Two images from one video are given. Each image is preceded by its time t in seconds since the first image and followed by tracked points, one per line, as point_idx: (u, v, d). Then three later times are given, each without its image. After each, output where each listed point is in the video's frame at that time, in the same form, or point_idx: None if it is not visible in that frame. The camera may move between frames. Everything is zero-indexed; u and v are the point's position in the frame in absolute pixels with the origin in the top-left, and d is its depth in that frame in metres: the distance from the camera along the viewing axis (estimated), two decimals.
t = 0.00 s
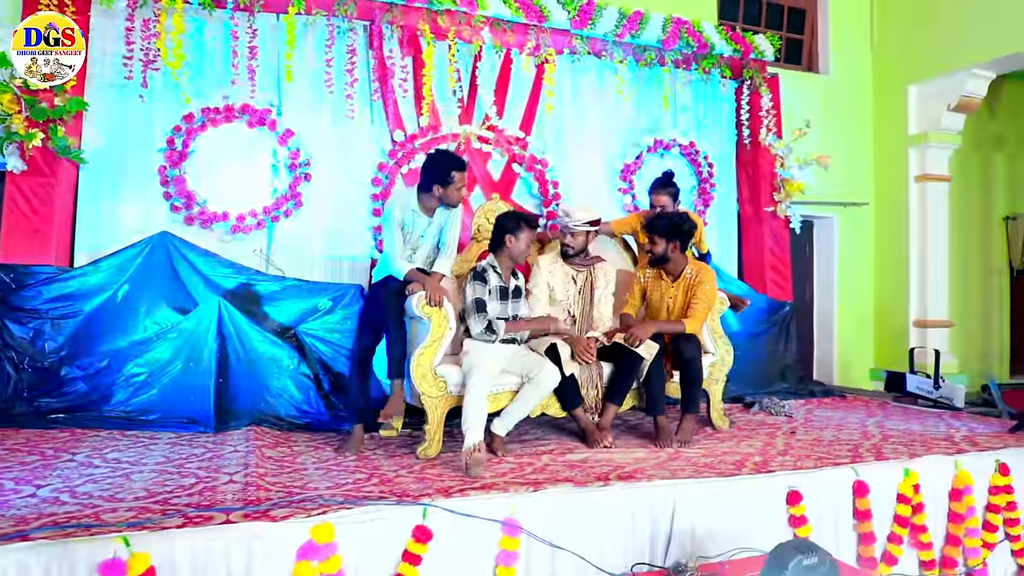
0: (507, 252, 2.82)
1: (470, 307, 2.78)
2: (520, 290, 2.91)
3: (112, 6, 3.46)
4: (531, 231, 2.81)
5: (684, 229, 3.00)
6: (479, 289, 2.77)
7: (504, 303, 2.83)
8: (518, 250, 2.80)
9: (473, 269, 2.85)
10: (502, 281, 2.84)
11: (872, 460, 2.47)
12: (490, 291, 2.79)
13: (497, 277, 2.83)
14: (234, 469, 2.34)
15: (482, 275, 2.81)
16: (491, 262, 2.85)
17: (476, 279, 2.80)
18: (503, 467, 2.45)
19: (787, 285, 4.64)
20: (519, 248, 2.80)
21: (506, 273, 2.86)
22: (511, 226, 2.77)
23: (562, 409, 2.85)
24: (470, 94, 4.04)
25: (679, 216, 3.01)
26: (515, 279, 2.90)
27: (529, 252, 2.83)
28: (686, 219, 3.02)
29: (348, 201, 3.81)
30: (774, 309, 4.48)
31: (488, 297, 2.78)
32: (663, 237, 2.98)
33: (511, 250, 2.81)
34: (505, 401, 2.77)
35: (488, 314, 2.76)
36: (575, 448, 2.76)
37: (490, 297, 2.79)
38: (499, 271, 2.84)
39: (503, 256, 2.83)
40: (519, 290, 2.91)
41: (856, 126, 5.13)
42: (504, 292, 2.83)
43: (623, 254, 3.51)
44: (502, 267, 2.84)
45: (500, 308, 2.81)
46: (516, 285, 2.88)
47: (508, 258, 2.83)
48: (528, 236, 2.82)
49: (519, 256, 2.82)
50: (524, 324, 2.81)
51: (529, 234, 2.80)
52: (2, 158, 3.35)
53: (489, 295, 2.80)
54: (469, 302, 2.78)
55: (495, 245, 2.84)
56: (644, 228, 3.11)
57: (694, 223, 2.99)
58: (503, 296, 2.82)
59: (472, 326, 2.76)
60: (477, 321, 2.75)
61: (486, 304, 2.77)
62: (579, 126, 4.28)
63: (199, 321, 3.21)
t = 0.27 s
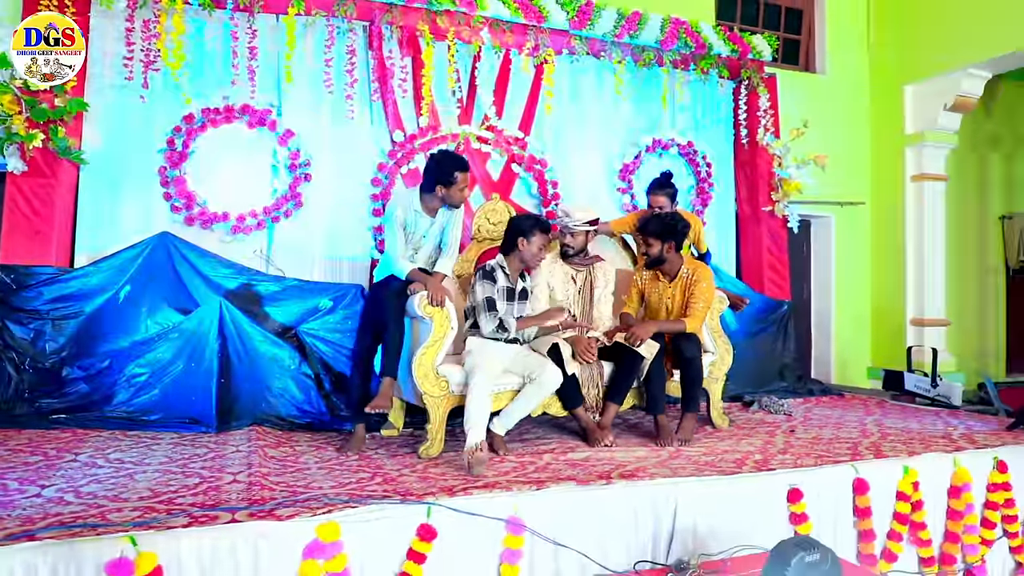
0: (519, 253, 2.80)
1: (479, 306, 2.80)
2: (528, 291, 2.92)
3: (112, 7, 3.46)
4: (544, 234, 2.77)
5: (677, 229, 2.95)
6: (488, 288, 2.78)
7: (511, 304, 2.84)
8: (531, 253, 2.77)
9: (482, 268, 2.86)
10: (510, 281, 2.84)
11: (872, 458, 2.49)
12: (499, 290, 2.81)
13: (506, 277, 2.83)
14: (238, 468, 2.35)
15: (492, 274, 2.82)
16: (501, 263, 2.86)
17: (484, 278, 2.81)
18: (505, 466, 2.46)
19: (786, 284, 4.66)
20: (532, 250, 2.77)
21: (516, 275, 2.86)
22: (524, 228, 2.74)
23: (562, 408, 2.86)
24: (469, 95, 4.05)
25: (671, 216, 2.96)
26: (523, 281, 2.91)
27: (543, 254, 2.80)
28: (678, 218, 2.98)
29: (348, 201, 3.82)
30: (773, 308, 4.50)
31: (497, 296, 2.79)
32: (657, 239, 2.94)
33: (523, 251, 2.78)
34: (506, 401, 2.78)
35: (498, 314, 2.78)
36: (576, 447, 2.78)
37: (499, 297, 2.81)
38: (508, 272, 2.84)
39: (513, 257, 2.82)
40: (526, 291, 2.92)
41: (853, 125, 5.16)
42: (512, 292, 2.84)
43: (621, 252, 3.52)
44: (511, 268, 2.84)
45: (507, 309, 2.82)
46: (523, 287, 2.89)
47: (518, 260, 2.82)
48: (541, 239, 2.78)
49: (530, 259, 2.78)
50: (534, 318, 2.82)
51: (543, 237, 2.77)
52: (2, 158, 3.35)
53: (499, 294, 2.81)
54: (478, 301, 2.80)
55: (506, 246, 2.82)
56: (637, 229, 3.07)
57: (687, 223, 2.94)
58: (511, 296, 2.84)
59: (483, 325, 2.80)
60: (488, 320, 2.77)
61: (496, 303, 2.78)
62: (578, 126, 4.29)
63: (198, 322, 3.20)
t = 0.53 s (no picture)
0: (524, 253, 2.77)
1: (481, 306, 2.80)
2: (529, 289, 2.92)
3: (109, 6, 3.45)
4: (548, 233, 2.75)
5: (665, 229, 2.92)
6: (491, 288, 2.78)
7: (512, 304, 2.83)
8: (536, 252, 2.75)
9: (483, 267, 2.84)
10: (513, 280, 2.84)
11: (870, 457, 2.50)
12: (502, 290, 2.81)
13: (508, 276, 2.82)
14: (236, 469, 2.34)
15: (494, 274, 2.81)
16: (502, 262, 2.84)
17: (487, 278, 2.81)
18: (504, 466, 2.46)
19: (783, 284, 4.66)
20: (536, 250, 2.74)
21: (518, 273, 2.85)
22: (528, 228, 2.72)
23: (561, 408, 2.86)
24: (467, 95, 4.05)
25: (659, 215, 2.92)
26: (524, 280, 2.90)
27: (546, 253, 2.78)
28: (666, 218, 2.94)
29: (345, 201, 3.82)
30: (771, 308, 4.51)
31: (500, 296, 2.80)
32: (648, 240, 2.92)
33: (528, 251, 2.76)
34: (503, 401, 2.78)
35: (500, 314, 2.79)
36: (574, 447, 2.78)
37: (502, 296, 2.81)
38: (510, 270, 2.82)
39: (517, 256, 2.80)
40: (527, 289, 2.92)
41: (850, 124, 5.16)
42: (514, 290, 2.84)
43: (621, 253, 3.47)
44: (514, 266, 2.83)
45: (508, 308, 2.81)
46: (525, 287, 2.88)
47: (521, 259, 2.80)
48: (544, 238, 2.76)
49: (535, 259, 2.76)
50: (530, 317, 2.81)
51: (546, 236, 2.75)
52: None
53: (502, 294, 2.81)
54: (481, 302, 2.80)
55: (509, 246, 2.81)
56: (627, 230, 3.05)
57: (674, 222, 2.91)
58: (513, 294, 2.84)
59: (487, 326, 2.80)
60: (491, 320, 2.79)
61: (499, 304, 2.79)
62: (575, 126, 4.29)
63: (196, 322, 3.17)
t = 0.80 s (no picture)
0: (514, 252, 2.75)
1: (467, 307, 2.75)
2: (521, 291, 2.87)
3: (99, 5, 3.42)
4: (536, 229, 2.74)
5: (655, 230, 2.80)
6: (478, 289, 2.73)
7: (505, 304, 2.79)
8: (526, 249, 2.73)
9: (474, 267, 2.81)
10: (504, 281, 2.78)
11: (866, 458, 2.48)
12: (491, 291, 2.75)
13: (498, 277, 2.78)
14: (225, 472, 2.32)
15: (483, 274, 2.77)
16: (495, 262, 2.79)
17: (476, 278, 2.76)
18: (496, 468, 2.44)
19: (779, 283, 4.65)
20: (526, 246, 2.72)
21: (509, 273, 2.81)
22: (518, 224, 2.70)
23: (554, 409, 2.84)
24: (461, 93, 4.03)
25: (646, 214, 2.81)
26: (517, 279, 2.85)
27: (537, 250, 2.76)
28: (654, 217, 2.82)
29: (338, 201, 3.80)
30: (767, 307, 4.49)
31: (487, 297, 2.74)
32: (636, 241, 2.81)
33: (518, 249, 2.73)
34: (496, 402, 2.76)
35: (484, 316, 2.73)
36: (568, 448, 2.76)
37: (491, 298, 2.75)
38: (501, 271, 2.78)
39: (509, 255, 2.76)
40: (519, 291, 2.86)
41: (846, 121, 5.14)
42: (505, 292, 2.78)
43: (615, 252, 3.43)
44: (505, 267, 2.78)
45: (499, 308, 2.76)
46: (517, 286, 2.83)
47: (512, 258, 2.77)
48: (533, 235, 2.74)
49: (526, 256, 2.74)
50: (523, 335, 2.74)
51: (536, 232, 2.74)
52: None
53: (490, 295, 2.76)
54: (467, 302, 2.76)
55: (500, 244, 2.76)
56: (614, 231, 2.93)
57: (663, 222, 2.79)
58: (504, 296, 2.78)
59: (467, 327, 2.74)
60: (472, 321, 2.72)
61: (484, 305, 2.73)
62: (570, 125, 4.26)
63: (186, 323, 3.16)
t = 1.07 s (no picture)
0: (497, 250, 2.76)
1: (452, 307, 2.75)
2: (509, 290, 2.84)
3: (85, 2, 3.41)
4: (520, 227, 2.74)
5: (641, 227, 2.79)
6: (462, 289, 2.72)
7: (490, 303, 2.77)
8: (509, 247, 2.73)
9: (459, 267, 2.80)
10: (489, 280, 2.76)
11: (858, 458, 2.44)
12: (475, 290, 2.74)
13: (483, 276, 2.75)
14: (206, 473, 2.28)
15: (467, 274, 2.76)
16: (478, 261, 2.79)
17: (460, 278, 2.76)
18: (482, 469, 2.40)
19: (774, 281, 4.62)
20: (509, 244, 2.73)
21: (494, 272, 2.79)
22: (501, 223, 2.70)
23: (543, 409, 2.81)
24: (452, 90, 3.99)
25: (633, 212, 2.79)
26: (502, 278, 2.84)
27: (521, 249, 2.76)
28: (641, 215, 2.81)
29: (327, 200, 3.77)
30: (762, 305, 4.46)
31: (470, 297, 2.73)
32: (622, 238, 2.80)
33: (501, 247, 2.74)
34: (485, 402, 2.73)
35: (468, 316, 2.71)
36: (557, 448, 2.72)
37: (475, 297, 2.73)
38: (486, 270, 2.76)
39: (492, 253, 2.77)
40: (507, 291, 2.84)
41: (842, 118, 5.11)
42: (490, 291, 2.76)
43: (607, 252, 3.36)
44: (489, 265, 2.77)
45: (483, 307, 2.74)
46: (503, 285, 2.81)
47: (496, 257, 2.76)
48: (517, 233, 2.75)
49: (510, 253, 2.74)
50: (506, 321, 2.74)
51: (519, 230, 2.74)
52: None
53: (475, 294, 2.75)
54: (452, 302, 2.76)
55: (484, 243, 2.77)
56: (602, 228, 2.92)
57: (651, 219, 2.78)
58: (489, 295, 2.76)
59: (454, 327, 2.73)
60: (457, 322, 2.71)
61: (469, 305, 2.72)
62: (562, 122, 4.23)
63: (172, 323, 3.11)
